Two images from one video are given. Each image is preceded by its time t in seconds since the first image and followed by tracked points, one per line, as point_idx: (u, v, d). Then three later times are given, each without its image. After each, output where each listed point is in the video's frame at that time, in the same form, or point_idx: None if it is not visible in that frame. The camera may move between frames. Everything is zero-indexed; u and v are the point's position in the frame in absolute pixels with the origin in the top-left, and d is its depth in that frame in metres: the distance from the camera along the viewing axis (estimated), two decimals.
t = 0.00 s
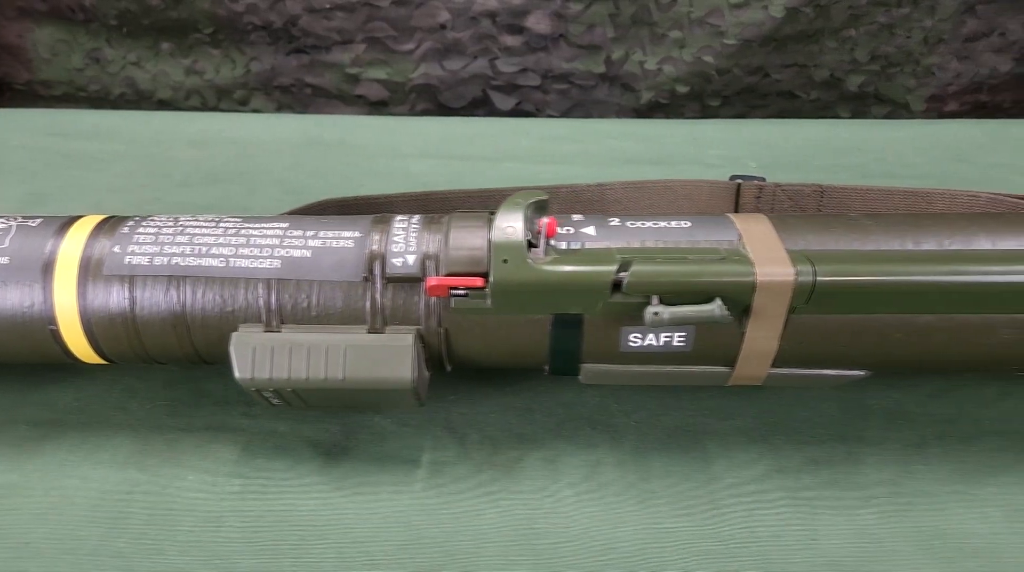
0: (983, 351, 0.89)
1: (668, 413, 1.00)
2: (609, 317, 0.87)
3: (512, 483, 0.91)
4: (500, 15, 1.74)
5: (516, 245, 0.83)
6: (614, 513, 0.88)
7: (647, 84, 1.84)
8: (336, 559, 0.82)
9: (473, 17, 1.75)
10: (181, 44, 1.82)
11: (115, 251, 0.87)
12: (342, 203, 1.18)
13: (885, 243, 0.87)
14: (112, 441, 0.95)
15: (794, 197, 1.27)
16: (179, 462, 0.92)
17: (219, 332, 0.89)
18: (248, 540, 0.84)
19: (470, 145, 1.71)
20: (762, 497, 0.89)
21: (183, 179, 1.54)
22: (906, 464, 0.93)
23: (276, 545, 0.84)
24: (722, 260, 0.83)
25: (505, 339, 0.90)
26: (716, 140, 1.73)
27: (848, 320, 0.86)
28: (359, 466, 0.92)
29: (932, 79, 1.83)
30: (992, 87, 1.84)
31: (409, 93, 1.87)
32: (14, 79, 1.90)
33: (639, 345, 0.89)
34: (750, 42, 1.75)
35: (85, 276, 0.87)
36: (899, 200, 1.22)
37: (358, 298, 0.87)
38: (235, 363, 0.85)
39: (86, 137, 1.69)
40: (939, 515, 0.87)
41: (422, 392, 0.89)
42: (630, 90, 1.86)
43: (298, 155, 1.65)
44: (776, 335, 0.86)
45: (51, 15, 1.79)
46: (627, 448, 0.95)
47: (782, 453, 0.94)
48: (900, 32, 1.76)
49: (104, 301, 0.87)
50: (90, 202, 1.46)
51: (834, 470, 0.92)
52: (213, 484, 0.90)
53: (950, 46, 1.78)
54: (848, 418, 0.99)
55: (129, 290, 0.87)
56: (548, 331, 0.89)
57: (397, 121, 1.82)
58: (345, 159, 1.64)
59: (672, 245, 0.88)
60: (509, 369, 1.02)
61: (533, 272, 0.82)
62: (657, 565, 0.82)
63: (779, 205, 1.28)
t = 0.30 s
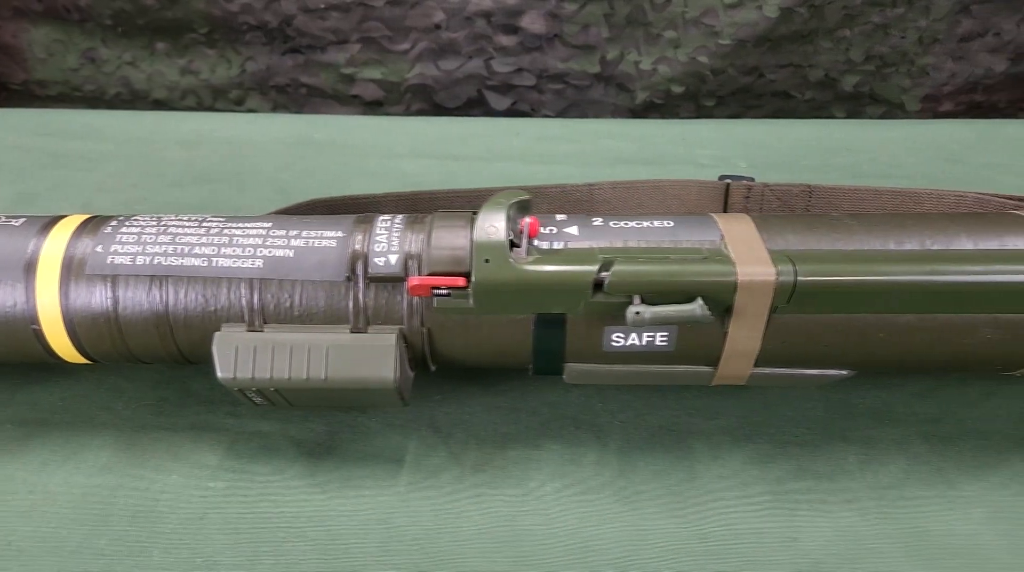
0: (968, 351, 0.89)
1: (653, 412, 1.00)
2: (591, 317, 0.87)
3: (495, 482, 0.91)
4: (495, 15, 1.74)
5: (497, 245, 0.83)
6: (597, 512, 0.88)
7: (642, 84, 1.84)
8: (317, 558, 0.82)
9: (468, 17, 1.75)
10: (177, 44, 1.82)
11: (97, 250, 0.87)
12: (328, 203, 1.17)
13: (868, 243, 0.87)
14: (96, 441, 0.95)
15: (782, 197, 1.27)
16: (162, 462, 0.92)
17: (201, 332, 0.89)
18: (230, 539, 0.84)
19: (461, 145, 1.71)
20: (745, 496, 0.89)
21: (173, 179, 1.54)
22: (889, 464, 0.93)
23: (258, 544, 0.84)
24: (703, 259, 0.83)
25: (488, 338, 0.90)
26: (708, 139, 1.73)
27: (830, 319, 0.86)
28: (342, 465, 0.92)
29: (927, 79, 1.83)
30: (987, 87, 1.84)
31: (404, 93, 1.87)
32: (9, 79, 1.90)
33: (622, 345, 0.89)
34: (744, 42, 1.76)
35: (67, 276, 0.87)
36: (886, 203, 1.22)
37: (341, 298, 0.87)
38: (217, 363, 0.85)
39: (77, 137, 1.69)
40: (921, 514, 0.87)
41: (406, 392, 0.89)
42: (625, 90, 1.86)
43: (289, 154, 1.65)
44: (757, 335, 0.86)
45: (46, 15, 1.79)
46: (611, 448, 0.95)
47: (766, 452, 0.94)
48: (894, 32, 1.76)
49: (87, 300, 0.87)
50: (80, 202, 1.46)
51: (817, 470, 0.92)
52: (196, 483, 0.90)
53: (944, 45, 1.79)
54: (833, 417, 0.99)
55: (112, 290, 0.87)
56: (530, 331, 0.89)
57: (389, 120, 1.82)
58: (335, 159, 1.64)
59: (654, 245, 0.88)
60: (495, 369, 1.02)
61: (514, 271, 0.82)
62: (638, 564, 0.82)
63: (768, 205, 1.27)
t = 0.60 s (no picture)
0: (953, 351, 0.89)
1: (639, 412, 1.00)
2: (575, 316, 0.87)
3: (480, 482, 0.91)
4: (491, 15, 1.75)
5: (479, 245, 0.83)
6: (581, 512, 0.88)
7: (637, 84, 1.84)
8: (300, 557, 0.82)
9: (463, 17, 1.76)
10: (172, 45, 1.82)
11: (82, 250, 0.88)
12: (317, 203, 1.16)
13: (851, 242, 0.87)
14: (81, 441, 0.95)
15: (772, 197, 1.27)
16: (147, 462, 0.92)
17: (186, 332, 0.89)
18: (213, 538, 0.84)
19: (453, 144, 1.71)
20: (729, 495, 0.89)
21: (164, 179, 1.54)
22: (874, 464, 0.93)
23: (241, 544, 0.84)
24: (686, 259, 0.83)
25: (472, 338, 0.90)
26: (700, 139, 1.73)
27: (814, 319, 0.87)
28: (327, 465, 0.93)
29: (922, 79, 1.83)
30: (982, 87, 1.84)
31: (400, 93, 1.87)
32: (5, 79, 1.90)
33: (606, 344, 0.89)
34: (739, 43, 1.76)
35: (52, 275, 0.87)
36: (874, 202, 1.22)
37: (325, 297, 0.87)
38: (202, 363, 0.85)
39: (68, 137, 1.69)
40: (905, 513, 0.87)
41: (390, 392, 0.89)
42: (620, 90, 1.86)
43: (280, 154, 1.65)
44: (741, 334, 0.86)
45: (42, 15, 1.79)
46: (596, 447, 0.95)
47: (751, 452, 0.94)
48: (889, 32, 1.77)
49: (71, 300, 0.87)
50: (70, 202, 1.46)
51: (801, 469, 0.92)
52: (181, 483, 0.90)
53: (939, 45, 1.79)
54: (819, 416, 0.99)
55: (96, 289, 0.87)
56: (514, 331, 0.89)
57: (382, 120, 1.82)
58: (327, 159, 1.64)
59: (638, 245, 0.88)
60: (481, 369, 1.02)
61: (497, 272, 0.82)
62: (621, 564, 0.82)
63: (757, 205, 1.27)
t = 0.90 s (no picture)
0: (934, 350, 0.89)
1: (620, 411, 1.00)
2: (552, 316, 0.87)
3: (458, 481, 0.91)
4: (484, 15, 1.75)
5: (455, 245, 0.83)
6: (558, 511, 0.88)
7: (630, 84, 1.84)
8: (276, 557, 0.82)
9: (456, 17, 1.76)
10: (166, 44, 1.82)
11: (59, 250, 0.88)
12: (301, 203, 1.16)
13: (829, 242, 0.87)
14: (60, 440, 0.95)
15: (757, 197, 1.27)
16: (126, 461, 0.92)
17: (163, 332, 0.89)
18: (189, 538, 0.84)
19: (442, 144, 1.71)
20: (707, 495, 0.89)
21: (151, 179, 1.54)
22: (852, 463, 0.93)
23: (217, 544, 0.84)
24: (662, 259, 0.83)
25: (449, 337, 0.90)
26: (689, 139, 1.74)
27: (790, 319, 0.86)
28: (305, 464, 0.92)
29: (916, 79, 1.83)
30: (976, 87, 1.84)
31: (394, 93, 1.87)
32: None
33: (584, 344, 0.89)
34: (732, 42, 1.76)
35: (29, 275, 0.87)
36: (858, 201, 1.21)
37: (301, 298, 0.87)
38: (178, 363, 0.85)
39: (56, 137, 1.69)
40: (882, 513, 0.87)
41: (368, 392, 0.89)
42: (614, 90, 1.86)
43: (268, 154, 1.65)
44: (718, 334, 0.86)
45: (35, 15, 1.79)
46: (576, 447, 0.95)
47: (729, 451, 0.94)
48: (883, 32, 1.77)
49: (48, 300, 0.87)
50: (57, 201, 1.46)
51: (779, 469, 0.92)
52: (159, 482, 0.90)
53: (933, 45, 1.79)
54: (800, 416, 0.99)
55: (73, 289, 0.87)
56: (492, 331, 0.89)
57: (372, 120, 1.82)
58: (314, 158, 1.64)
59: (616, 244, 0.88)
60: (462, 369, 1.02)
61: (473, 272, 0.82)
62: (597, 564, 0.82)
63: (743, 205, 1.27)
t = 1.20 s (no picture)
0: (911, 350, 0.89)
1: (598, 411, 1.00)
2: (527, 315, 0.87)
3: (433, 481, 0.91)
4: (477, 15, 1.76)
5: (430, 245, 0.83)
6: (532, 511, 0.88)
7: (623, 84, 1.84)
8: (248, 557, 0.82)
9: (449, 17, 1.76)
10: (160, 44, 1.82)
11: (33, 250, 0.88)
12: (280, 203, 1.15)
13: (804, 241, 0.87)
14: (37, 440, 0.95)
15: (741, 197, 1.25)
16: (102, 461, 0.92)
17: (137, 332, 0.89)
18: (162, 538, 0.84)
19: (429, 144, 1.71)
20: (681, 494, 0.89)
21: (136, 178, 1.54)
22: (827, 462, 0.93)
23: (190, 544, 0.84)
24: (636, 259, 0.82)
25: (424, 337, 0.90)
26: (676, 139, 1.73)
27: (763, 319, 0.87)
28: (281, 463, 0.92)
29: (909, 79, 1.83)
30: (968, 87, 1.84)
31: (387, 92, 1.87)
32: None
33: (559, 343, 0.89)
34: (725, 42, 1.76)
35: (3, 275, 0.87)
36: (840, 201, 1.20)
37: (274, 297, 0.87)
38: (152, 363, 0.84)
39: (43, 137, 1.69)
40: (856, 513, 0.87)
41: (344, 391, 0.89)
42: (606, 90, 1.86)
43: (254, 153, 1.65)
44: (692, 333, 0.87)
45: (28, 15, 1.79)
46: (552, 447, 0.95)
47: (705, 451, 0.94)
48: (875, 32, 1.77)
49: (22, 299, 0.87)
50: (42, 200, 1.46)
51: (755, 468, 0.92)
52: (134, 482, 0.90)
53: (925, 46, 1.79)
54: (778, 416, 0.99)
55: (47, 288, 0.87)
56: (467, 331, 0.89)
57: (359, 120, 1.82)
58: (300, 158, 1.64)
59: (590, 244, 0.88)
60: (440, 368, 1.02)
61: (445, 272, 0.81)
62: (569, 563, 0.82)
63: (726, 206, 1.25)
